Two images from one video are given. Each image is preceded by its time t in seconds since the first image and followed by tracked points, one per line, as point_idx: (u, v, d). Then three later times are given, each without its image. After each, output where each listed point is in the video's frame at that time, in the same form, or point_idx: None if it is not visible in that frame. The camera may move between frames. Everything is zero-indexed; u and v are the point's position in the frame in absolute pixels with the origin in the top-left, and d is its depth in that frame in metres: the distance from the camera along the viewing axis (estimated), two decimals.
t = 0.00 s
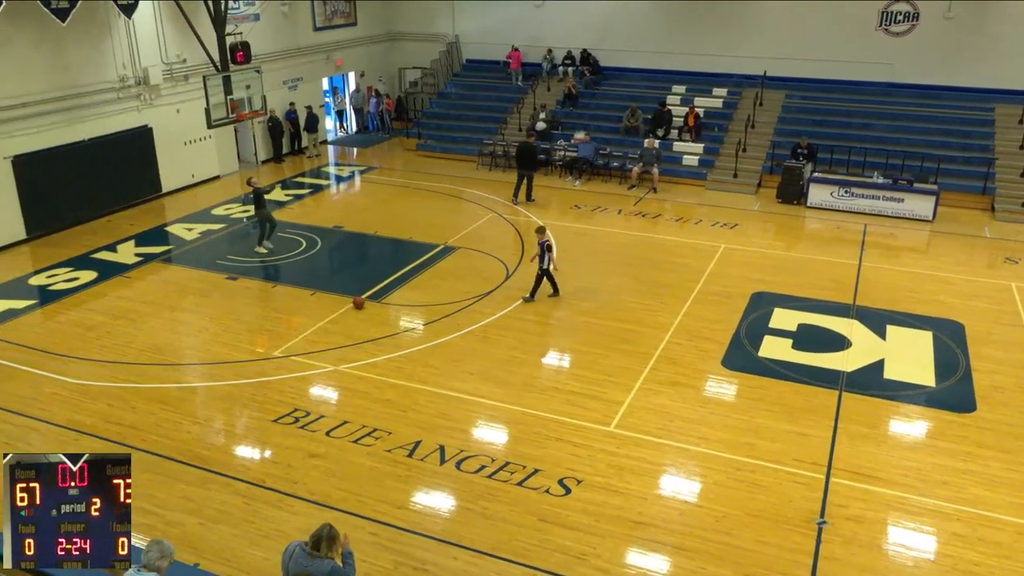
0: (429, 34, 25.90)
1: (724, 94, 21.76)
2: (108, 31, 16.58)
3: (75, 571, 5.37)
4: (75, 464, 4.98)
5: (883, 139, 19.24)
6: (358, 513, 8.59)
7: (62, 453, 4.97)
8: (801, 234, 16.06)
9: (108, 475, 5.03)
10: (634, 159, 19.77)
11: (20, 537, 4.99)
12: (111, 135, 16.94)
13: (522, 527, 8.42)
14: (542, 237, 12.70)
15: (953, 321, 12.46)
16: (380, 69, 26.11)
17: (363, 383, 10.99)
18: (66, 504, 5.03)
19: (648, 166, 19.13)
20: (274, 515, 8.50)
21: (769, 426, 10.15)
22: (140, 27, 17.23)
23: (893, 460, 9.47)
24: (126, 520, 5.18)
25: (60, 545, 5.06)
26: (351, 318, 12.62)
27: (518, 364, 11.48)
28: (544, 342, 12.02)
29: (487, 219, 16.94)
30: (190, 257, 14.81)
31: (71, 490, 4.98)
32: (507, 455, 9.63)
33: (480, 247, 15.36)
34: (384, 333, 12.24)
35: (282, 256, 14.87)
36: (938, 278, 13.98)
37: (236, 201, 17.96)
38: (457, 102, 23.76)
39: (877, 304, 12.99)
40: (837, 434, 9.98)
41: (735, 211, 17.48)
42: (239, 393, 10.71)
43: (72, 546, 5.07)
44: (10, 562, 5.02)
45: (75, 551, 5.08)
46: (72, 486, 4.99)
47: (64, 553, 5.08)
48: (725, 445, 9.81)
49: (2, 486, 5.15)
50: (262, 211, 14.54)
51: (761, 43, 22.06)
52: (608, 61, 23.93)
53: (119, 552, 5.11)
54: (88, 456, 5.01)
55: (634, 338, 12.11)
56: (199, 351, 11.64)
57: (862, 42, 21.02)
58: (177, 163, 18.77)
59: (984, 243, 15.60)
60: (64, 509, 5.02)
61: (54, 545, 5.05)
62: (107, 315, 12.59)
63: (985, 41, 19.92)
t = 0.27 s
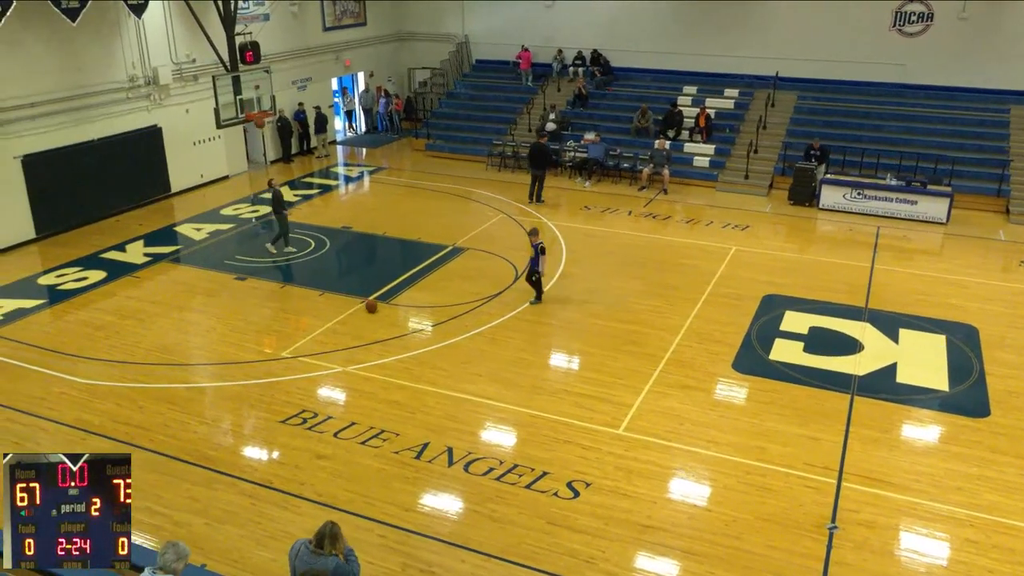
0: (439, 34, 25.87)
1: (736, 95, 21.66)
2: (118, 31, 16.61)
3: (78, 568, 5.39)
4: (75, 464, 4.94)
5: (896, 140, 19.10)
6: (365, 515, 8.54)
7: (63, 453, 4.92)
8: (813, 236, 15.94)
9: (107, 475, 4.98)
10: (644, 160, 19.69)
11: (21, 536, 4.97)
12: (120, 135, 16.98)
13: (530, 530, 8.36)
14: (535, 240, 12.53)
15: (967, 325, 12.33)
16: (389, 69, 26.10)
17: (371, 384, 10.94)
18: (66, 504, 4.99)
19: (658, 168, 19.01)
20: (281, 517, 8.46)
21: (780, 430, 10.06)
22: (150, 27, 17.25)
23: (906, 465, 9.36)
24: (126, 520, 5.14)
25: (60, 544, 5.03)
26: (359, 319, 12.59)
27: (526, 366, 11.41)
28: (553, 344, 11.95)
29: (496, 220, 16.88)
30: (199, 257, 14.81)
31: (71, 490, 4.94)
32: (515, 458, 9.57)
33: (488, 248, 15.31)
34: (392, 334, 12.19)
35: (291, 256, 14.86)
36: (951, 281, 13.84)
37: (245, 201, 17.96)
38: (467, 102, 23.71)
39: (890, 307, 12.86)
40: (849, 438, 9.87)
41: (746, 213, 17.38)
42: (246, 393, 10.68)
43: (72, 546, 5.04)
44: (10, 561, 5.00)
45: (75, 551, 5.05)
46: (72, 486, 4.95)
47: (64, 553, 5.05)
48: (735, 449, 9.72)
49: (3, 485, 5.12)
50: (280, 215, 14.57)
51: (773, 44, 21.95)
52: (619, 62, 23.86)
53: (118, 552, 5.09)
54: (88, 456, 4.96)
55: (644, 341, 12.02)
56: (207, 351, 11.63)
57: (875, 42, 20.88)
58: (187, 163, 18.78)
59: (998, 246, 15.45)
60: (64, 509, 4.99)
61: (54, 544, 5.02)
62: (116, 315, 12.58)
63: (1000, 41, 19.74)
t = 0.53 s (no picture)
0: (447, 34, 25.84)
1: (747, 96, 21.54)
2: (127, 30, 16.61)
3: (82, 568, 5.42)
4: (75, 464, 4.89)
5: (908, 141, 18.95)
6: (372, 517, 8.48)
7: (63, 453, 4.88)
8: (824, 238, 15.82)
9: (108, 475, 4.94)
10: (654, 161, 19.58)
11: (20, 536, 4.93)
12: (128, 134, 16.98)
13: (538, 534, 8.28)
14: (528, 244, 12.43)
15: (980, 328, 12.19)
16: (398, 69, 26.07)
17: (378, 385, 10.89)
18: (66, 505, 4.96)
19: (668, 168, 18.89)
20: (287, 518, 8.41)
21: (790, 434, 9.96)
22: (158, 27, 17.25)
23: (918, 470, 9.25)
24: (127, 520, 5.11)
25: (60, 544, 5.01)
26: (366, 320, 12.54)
27: (534, 367, 11.34)
28: (561, 345, 11.87)
29: (504, 220, 16.81)
30: (207, 257, 14.79)
31: (71, 490, 4.91)
32: (523, 460, 9.50)
33: (497, 249, 15.24)
34: (399, 335, 12.14)
35: (298, 256, 14.83)
36: (965, 284, 13.70)
37: (253, 201, 17.95)
38: (475, 102, 23.65)
39: (902, 310, 12.74)
40: (860, 442, 9.76)
41: (757, 214, 17.26)
42: (253, 394, 10.64)
43: (72, 546, 5.01)
44: (10, 561, 4.98)
45: (75, 551, 5.03)
46: (72, 486, 4.92)
47: (64, 553, 5.03)
48: (745, 453, 9.62)
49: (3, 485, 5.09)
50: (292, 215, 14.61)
51: (784, 44, 21.84)
52: (629, 63, 23.77)
53: (118, 552, 5.07)
54: (88, 456, 4.92)
55: (653, 343, 11.93)
56: (214, 351, 11.59)
57: (888, 42, 20.73)
58: (195, 163, 18.78)
59: (1012, 249, 15.29)
60: (64, 509, 4.96)
61: (54, 544, 4.99)
62: (124, 315, 12.57)
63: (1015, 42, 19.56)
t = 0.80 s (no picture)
0: (455, 34, 25.79)
1: (757, 96, 21.43)
2: (134, 30, 16.62)
3: (85, 569, 5.35)
4: (75, 464, 4.85)
5: (920, 142, 18.81)
6: (377, 519, 8.42)
7: (63, 453, 4.84)
8: (835, 240, 15.70)
9: (108, 475, 4.89)
10: (663, 162, 19.48)
11: (20, 537, 4.88)
12: (135, 134, 16.98)
13: (544, 537, 8.21)
14: (519, 246, 12.24)
15: (992, 332, 12.07)
16: (405, 69, 26.03)
17: (384, 387, 10.83)
18: (66, 505, 4.91)
19: (677, 169, 18.94)
20: (292, 520, 8.36)
21: (800, 437, 9.86)
22: (165, 26, 17.25)
23: (929, 474, 9.15)
24: (127, 520, 5.05)
25: (60, 544, 4.95)
26: (373, 321, 12.49)
27: (542, 369, 11.27)
28: (568, 347, 11.80)
29: (512, 221, 16.75)
30: (213, 257, 14.77)
31: (71, 490, 4.87)
32: (530, 463, 9.43)
33: (504, 250, 15.17)
34: (405, 336, 12.07)
35: (305, 257, 14.79)
36: (977, 287, 13.57)
37: (260, 201, 17.93)
38: (483, 102, 23.59)
39: (913, 313, 12.62)
40: (871, 446, 9.66)
41: (767, 215, 17.15)
42: (259, 395, 10.60)
43: (72, 546, 4.96)
44: (10, 561, 4.93)
45: (75, 551, 4.97)
46: (72, 486, 4.88)
47: (64, 553, 4.97)
48: (754, 456, 9.53)
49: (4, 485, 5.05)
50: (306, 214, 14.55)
51: (795, 44, 21.73)
52: (638, 63, 23.69)
53: (118, 552, 5.01)
54: (88, 455, 4.87)
55: (662, 345, 11.84)
56: (220, 352, 11.56)
57: (900, 42, 20.60)
58: (202, 163, 18.77)
59: None
60: (64, 509, 4.91)
61: (54, 544, 4.94)
62: (130, 315, 12.55)
63: None
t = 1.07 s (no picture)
0: (462, 34, 25.76)
1: (766, 97, 21.33)
2: (141, 29, 16.62)
3: (87, 569, 5.29)
4: (76, 464, 4.79)
5: (931, 144, 18.68)
6: (382, 521, 8.37)
7: (63, 453, 4.78)
8: (844, 242, 15.60)
9: (107, 475, 4.82)
10: (671, 162, 19.40)
11: (20, 537, 4.83)
12: (141, 134, 16.97)
13: (550, 540, 8.15)
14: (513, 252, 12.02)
15: (1003, 335, 11.96)
16: (412, 69, 26.01)
17: (389, 388, 10.78)
18: (66, 505, 4.85)
19: (685, 169, 18.93)
20: (297, 521, 8.32)
21: (808, 441, 9.78)
22: (172, 26, 17.24)
23: (939, 479, 9.05)
24: (127, 520, 5.00)
25: (60, 545, 4.89)
26: (378, 322, 12.44)
27: (548, 371, 11.20)
28: (574, 349, 11.73)
29: (518, 222, 16.70)
30: (219, 257, 14.75)
31: (70, 491, 4.81)
32: (536, 465, 9.37)
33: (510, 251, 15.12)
34: (411, 338, 12.01)
35: (311, 257, 14.76)
36: (987, 290, 13.46)
37: (266, 201, 17.92)
38: (490, 102, 23.54)
39: (923, 315, 12.52)
40: (880, 450, 9.58)
41: (775, 217, 17.07)
42: (264, 396, 10.56)
43: (72, 546, 4.90)
44: (10, 561, 4.88)
45: (75, 551, 4.92)
46: (72, 486, 4.82)
47: (64, 553, 4.91)
48: (762, 460, 9.46)
49: (4, 485, 4.99)
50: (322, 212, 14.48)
51: (804, 45, 21.62)
52: (647, 63, 23.60)
53: (119, 552, 4.96)
54: (88, 455, 4.80)
55: (669, 347, 11.76)
56: (226, 352, 11.53)
57: (910, 42, 20.48)
58: (208, 163, 18.76)
59: None
60: (64, 510, 4.85)
61: (54, 544, 4.87)
62: (135, 315, 12.53)
63: None
